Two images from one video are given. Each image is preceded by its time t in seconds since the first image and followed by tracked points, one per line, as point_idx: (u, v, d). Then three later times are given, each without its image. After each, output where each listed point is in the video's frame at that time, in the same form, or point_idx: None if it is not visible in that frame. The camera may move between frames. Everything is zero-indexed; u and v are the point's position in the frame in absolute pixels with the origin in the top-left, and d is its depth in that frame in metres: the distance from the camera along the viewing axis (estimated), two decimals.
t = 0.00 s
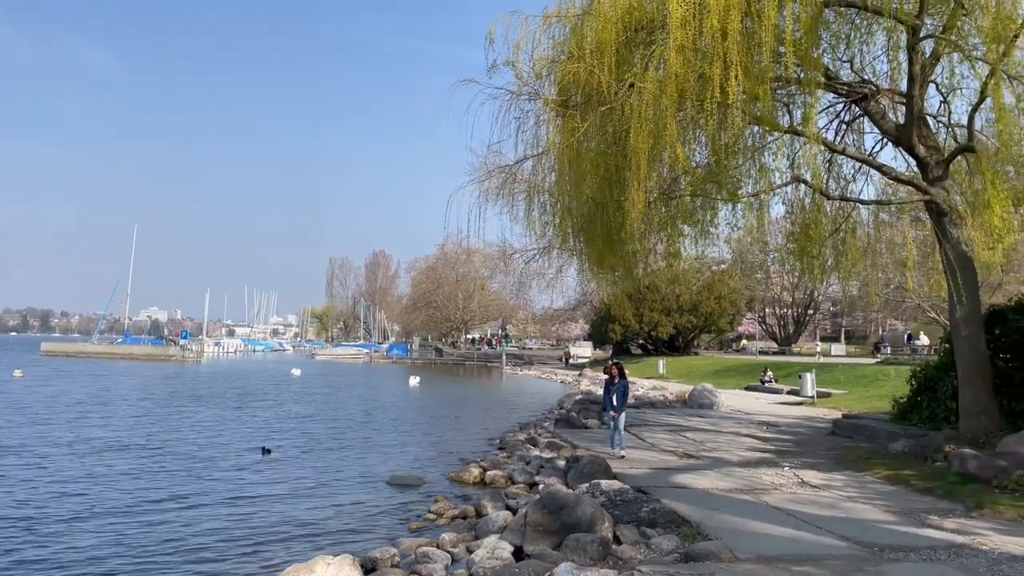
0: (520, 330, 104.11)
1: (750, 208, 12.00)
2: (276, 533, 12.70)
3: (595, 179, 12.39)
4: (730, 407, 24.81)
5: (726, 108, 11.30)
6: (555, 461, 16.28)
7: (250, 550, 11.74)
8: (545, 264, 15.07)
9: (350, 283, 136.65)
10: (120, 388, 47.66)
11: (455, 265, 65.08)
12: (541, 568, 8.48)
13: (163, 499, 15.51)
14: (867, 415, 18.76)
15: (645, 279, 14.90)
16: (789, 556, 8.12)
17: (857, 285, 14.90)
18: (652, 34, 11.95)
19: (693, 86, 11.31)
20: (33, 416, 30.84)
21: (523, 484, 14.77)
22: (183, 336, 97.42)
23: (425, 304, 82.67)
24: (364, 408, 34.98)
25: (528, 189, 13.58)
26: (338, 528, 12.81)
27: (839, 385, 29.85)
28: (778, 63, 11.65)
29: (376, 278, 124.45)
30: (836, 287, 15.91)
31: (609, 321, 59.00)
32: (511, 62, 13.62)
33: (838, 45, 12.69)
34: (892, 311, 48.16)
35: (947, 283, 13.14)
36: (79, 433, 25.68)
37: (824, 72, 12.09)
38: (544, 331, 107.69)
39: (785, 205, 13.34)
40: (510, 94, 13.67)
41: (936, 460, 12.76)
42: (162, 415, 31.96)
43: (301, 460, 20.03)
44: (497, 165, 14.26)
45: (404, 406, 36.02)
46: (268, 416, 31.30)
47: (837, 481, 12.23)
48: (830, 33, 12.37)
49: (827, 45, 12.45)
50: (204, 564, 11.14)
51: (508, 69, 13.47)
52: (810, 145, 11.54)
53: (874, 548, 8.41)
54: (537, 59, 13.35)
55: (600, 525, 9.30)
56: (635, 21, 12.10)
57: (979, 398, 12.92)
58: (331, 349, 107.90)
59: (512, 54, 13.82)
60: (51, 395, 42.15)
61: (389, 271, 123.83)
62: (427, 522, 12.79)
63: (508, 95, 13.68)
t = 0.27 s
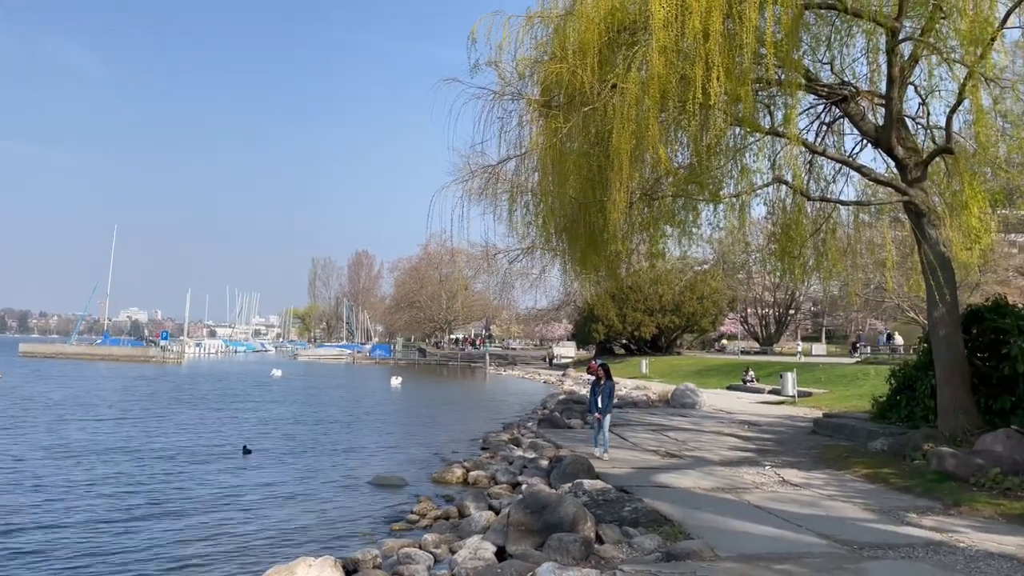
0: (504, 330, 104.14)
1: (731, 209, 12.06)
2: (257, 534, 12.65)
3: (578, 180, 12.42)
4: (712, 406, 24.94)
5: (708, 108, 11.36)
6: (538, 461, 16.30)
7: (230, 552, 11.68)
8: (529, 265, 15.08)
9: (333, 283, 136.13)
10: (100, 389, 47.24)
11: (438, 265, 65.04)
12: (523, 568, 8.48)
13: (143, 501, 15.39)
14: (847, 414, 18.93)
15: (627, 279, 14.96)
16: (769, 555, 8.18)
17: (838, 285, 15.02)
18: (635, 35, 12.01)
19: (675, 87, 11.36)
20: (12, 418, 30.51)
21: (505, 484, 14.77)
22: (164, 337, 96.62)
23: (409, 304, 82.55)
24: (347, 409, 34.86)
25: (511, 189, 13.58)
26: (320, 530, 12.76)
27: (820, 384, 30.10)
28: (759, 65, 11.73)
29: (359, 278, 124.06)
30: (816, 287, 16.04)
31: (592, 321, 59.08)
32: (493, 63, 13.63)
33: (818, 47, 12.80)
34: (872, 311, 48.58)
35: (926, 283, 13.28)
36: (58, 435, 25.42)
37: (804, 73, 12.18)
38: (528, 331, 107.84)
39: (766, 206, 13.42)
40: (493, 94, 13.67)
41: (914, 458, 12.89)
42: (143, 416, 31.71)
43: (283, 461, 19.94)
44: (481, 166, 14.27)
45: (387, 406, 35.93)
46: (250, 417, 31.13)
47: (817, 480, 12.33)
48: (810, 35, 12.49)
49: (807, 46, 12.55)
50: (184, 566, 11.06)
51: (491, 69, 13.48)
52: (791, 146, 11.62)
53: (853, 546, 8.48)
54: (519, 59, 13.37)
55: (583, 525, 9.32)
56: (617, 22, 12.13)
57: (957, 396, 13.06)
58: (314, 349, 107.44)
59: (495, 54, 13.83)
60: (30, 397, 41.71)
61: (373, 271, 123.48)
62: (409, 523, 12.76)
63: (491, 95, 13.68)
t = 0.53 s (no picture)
0: (488, 330, 104.09)
1: (714, 209, 12.11)
2: (240, 535, 12.58)
3: (562, 180, 12.43)
4: (696, 405, 25.05)
5: (691, 109, 11.40)
6: (522, 461, 16.31)
7: (213, 554, 11.61)
8: (514, 264, 15.08)
9: (317, 283, 135.56)
10: (81, 390, 46.81)
11: (423, 265, 64.91)
12: (507, 568, 8.49)
13: (125, 502, 15.28)
14: (828, 412, 19.08)
15: (612, 279, 14.99)
16: (751, 553, 8.23)
17: (820, 285, 15.13)
18: (619, 35, 12.04)
19: (659, 87, 11.40)
20: None
21: (490, 484, 14.77)
22: (145, 338, 95.78)
23: (393, 304, 82.37)
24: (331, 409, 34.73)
25: (495, 189, 13.56)
26: (303, 531, 12.71)
27: (802, 383, 30.31)
28: (742, 65, 11.78)
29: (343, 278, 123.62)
30: (799, 287, 16.14)
31: (576, 321, 59.19)
32: (477, 62, 13.61)
33: (800, 48, 12.88)
34: (852, 310, 49.02)
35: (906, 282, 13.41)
36: (38, 436, 25.18)
37: (786, 74, 12.25)
38: (513, 331, 107.91)
39: (749, 206, 13.50)
40: (477, 94, 13.66)
41: (895, 456, 13.00)
42: (125, 417, 31.46)
43: (267, 462, 19.85)
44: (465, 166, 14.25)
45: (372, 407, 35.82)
46: (233, 418, 30.97)
47: (799, 478, 12.42)
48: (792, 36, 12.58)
49: (790, 47, 12.64)
50: (166, 568, 11.00)
51: (475, 69, 13.46)
52: (774, 146, 11.68)
53: (834, 544, 8.55)
54: (503, 59, 13.35)
55: (566, 524, 9.34)
56: (601, 22, 12.15)
57: (937, 395, 13.18)
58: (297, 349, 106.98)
59: (479, 54, 13.80)
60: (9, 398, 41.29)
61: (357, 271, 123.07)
62: (393, 523, 12.73)
63: (475, 95, 13.67)
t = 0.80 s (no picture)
0: (474, 329, 104.02)
1: (699, 209, 12.16)
2: (224, 536, 12.53)
3: (547, 179, 12.46)
4: (681, 404, 25.15)
5: (676, 109, 11.45)
6: (508, 460, 16.30)
7: (196, 555, 11.56)
8: (500, 264, 15.08)
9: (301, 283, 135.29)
10: (62, 390, 46.38)
11: (408, 265, 64.83)
12: (492, 567, 8.49)
13: (107, 503, 15.18)
14: (812, 411, 19.20)
15: (597, 278, 15.02)
16: (735, 550, 8.27)
17: (804, 284, 15.22)
18: (604, 34, 12.06)
19: (644, 87, 11.44)
20: None
21: (475, 483, 14.76)
22: (127, 338, 95.03)
23: (379, 303, 82.22)
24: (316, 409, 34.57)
25: (481, 188, 13.54)
26: (288, 531, 12.66)
27: (786, 381, 30.49)
28: (726, 65, 11.86)
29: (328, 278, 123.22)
30: (783, 286, 16.22)
31: (561, 320, 59.26)
32: (463, 61, 13.60)
33: (784, 49, 12.96)
34: (836, 310, 49.34)
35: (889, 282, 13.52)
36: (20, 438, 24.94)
37: (770, 74, 12.31)
38: (499, 331, 107.93)
39: (734, 205, 13.59)
40: (463, 93, 13.64)
41: (877, 454, 13.10)
42: (108, 417, 31.23)
43: (251, 462, 19.75)
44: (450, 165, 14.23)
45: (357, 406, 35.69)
46: (217, 418, 30.77)
47: (783, 476, 12.50)
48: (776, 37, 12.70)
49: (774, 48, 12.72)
50: (148, 569, 10.93)
51: (460, 68, 13.44)
52: (758, 146, 11.73)
53: (817, 541, 8.61)
54: (489, 58, 13.35)
55: (552, 523, 9.35)
56: (586, 22, 12.19)
57: (918, 393, 13.30)
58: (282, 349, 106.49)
59: (464, 53, 13.79)
60: None
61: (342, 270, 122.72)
62: (378, 523, 12.68)
63: (460, 94, 13.65)
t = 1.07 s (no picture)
0: (462, 328, 103.91)
1: (686, 208, 12.18)
2: (210, 536, 12.46)
3: (534, 178, 12.46)
4: (668, 402, 25.22)
5: (663, 108, 11.46)
6: (495, 459, 16.30)
7: (181, 555, 11.48)
8: (488, 263, 15.07)
9: (289, 282, 134.76)
10: (46, 389, 45.97)
11: (396, 264, 64.68)
12: (479, 565, 8.48)
13: (92, 503, 15.05)
14: (798, 409, 19.30)
15: (585, 277, 15.04)
16: (721, 548, 8.29)
17: (790, 283, 15.29)
18: (592, 33, 12.08)
19: (631, 86, 11.46)
20: None
21: (463, 482, 14.74)
22: (113, 336, 94.32)
23: (367, 302, 82.00)
24: (302, 409, 34.44)
25: (469, 187, 13.52)
26: (274, 531, 12.60)
27: (773, 380, 30.64)
28: (713, 65, 11.89)
29: (316, 277, 122.80)
30: (770, 285, 16.29)
31: (550, 319, 59.33)
32: (450, 60, 13.58)
33: (771, 48, 13.01)
34: (823, 308, 49.66)
35: (874, 281, 13.62)
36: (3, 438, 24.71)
37: (757, 74, 12.36)
38: (487, 330, 107.91)
39: (720, 205, 13.65)
40: (450, 91, 13.62)
41: (862, 451, 13.18)
42: (93, 417, 31.00)
43: (238, 462, 19.66)
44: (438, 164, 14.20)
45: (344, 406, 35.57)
46: (204, 418, 30.58)
47: (769, 474, 12.55)
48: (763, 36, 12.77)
49: (760, 47, 12.78)
50: (132, 570, 10.84)
51: (448, 67, 13.42)
52: (745, 146, 11.76)
53: (803, 538, 8.65)
54: (477, 56, 13.33)
55: (539, 521, 9.35)
56: (574, 21, 12.20)
57: (903, 391, 13.39)
58: (269, 348, 105.98)
59: (452, 51, 13.76)
60: None
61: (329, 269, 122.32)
62: (365, 523, 12.65)
63: (448, 92, 13.63)
